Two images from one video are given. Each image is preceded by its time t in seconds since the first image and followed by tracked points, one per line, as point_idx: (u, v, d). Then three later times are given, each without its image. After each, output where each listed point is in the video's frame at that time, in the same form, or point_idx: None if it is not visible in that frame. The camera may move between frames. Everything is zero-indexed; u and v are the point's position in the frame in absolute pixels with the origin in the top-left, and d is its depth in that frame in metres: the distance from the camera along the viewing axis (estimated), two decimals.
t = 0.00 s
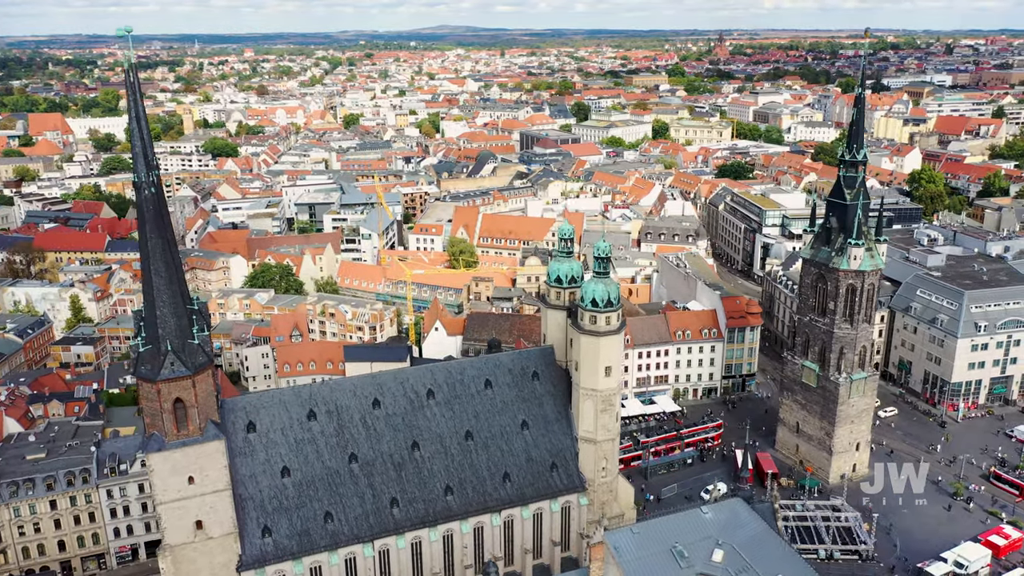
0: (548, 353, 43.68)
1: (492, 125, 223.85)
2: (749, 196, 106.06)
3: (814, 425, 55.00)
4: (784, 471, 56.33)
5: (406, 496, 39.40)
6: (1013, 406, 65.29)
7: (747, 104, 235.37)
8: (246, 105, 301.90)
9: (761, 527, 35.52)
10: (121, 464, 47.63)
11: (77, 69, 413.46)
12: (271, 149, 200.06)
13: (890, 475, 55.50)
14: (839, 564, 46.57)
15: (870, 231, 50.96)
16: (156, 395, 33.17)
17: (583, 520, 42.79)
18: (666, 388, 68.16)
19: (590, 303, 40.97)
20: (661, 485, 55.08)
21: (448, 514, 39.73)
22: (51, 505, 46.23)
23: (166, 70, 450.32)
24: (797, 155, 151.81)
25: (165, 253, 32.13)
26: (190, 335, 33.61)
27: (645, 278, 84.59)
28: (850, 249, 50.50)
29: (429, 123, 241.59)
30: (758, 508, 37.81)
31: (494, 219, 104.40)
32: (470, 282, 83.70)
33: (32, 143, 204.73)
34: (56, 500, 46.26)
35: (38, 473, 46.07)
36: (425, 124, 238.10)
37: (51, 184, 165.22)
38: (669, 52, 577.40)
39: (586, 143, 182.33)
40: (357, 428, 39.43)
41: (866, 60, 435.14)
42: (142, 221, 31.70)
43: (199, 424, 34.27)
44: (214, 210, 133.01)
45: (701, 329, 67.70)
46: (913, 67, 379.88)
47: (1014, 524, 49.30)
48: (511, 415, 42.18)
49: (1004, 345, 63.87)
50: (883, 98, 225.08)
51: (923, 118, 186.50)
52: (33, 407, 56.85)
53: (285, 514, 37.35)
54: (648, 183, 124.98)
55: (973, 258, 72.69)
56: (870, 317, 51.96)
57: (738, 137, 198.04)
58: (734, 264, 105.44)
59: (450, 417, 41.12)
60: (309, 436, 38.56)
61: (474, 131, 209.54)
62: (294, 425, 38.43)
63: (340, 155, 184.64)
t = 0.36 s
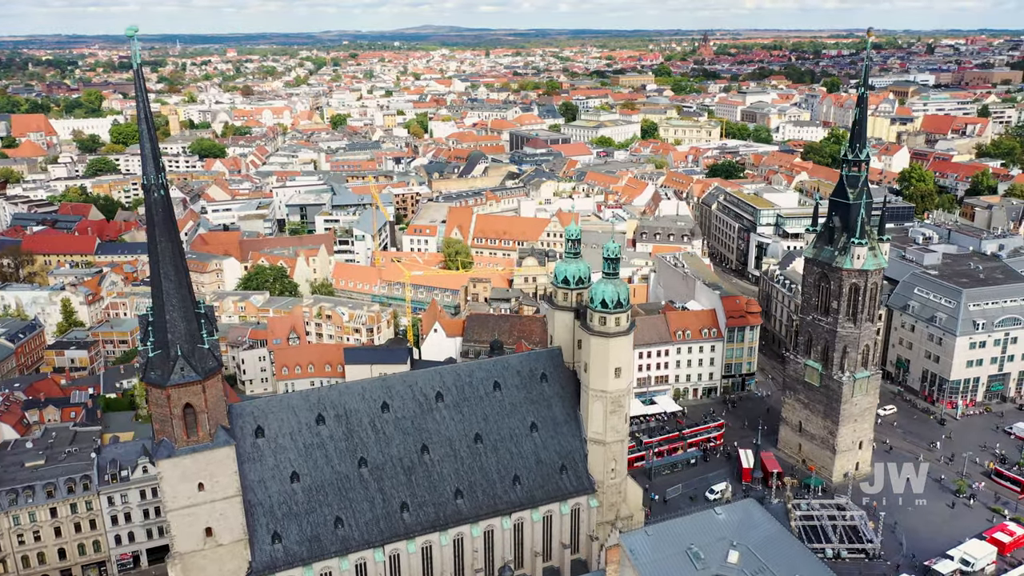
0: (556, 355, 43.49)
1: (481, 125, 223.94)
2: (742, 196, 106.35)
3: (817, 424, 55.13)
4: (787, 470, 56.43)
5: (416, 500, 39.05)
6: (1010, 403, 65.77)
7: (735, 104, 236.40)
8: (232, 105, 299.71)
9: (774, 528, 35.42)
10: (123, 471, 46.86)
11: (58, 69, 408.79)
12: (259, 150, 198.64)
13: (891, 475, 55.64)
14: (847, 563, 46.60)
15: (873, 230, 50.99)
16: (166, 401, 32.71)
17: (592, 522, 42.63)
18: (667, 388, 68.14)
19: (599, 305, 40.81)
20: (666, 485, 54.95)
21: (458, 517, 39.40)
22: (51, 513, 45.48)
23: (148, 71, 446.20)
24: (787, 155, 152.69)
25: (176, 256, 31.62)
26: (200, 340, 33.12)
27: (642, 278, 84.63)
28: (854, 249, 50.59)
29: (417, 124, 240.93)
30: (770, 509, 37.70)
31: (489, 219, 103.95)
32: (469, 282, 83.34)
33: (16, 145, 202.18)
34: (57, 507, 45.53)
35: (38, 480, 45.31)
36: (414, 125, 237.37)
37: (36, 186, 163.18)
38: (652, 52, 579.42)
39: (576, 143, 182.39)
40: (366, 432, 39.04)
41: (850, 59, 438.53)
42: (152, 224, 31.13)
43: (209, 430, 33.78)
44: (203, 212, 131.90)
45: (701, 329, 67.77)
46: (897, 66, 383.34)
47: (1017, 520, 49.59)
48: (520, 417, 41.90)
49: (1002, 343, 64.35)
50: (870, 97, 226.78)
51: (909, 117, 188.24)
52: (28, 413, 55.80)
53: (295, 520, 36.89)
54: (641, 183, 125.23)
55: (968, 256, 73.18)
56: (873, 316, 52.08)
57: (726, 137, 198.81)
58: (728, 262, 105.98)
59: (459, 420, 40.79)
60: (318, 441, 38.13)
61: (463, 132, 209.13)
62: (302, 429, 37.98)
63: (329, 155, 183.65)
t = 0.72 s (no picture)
0: (564, 356, 43.33)
1: (470, 126, 223.80)
2: (735, 195, 106.66)
3: (821, 423, 55.26)
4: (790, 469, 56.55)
5: (427, 504, 38.74)
6: (1007, 400, 66.26)
7: (722, 104, 237.43)
8: (217, 106, 297.39)
9: (788, 528, 35.38)
10: (124, 477, 46.13)
11: (37, 70, 403.91)
12: (246, 151, 197.23)
13: (892, 474, 55.71)
14: (854, 561, 46.54)
15: (876, 229, 51.11)
16: (177, 407, 32.20)
17: (602, 524, 42.48)
18: (667, 388, 68.13)
19: (609, 306, 40.64)
20: (670, 486, 54.84)
21: (469, 521, 39.11)
22: (52, 521, 44.80)
23: (129, 71, 441.74)
24: (777, 154, 153.67)
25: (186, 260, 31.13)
26: (211, 344, 32.68)
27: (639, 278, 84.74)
28: (857, 248, 50.72)
29: (405, 124, 240.13)
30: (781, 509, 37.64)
31: (483, 219, 103.44)
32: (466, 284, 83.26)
33: None
34: (58, 515, 44.84)
35: (38, 487, 44.63)
36: (402, 125, 236.49)
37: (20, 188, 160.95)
38: (637, 52, 581.09)
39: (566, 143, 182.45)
40: (376, 436, 38.69)
41: (834, 58, 441.86)
42: (161, 228, 30.59)
43: (220, 435, 33.31)
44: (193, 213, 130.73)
45: (701, 328, 67.82)
46: (880, 66, 386.89)
47: (1020, 517, 49.89)
48: (530, 419, 41.69)
49: (999, 341, 64.85)
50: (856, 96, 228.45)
51: (896, 116, 190.00)
52: (24, 418, 54.84)
53: (306, 526, 36.48)
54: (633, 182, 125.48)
55: (964, 254, 73.72)
56: (875, 315, 52.28)
57: (715, 136, 199.66)
58: (722, 262, 106.13)
59: (469, 422, 40.50)
60: (328, 446, 37.73)
61: (452, 132, 208.74)
62: (312, 434, 37.56)
63: (318, 156, 182.67)
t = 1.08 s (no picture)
0: (572, 358, 43.15)
1: (459, 126, 223.50)
2: (729, 195, 107.13)
3: (823, 421, 55.42)
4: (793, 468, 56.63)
5: (438, 508, 38.46)
6: (1004, 397, 66.76)
7: (710, 104, 238.56)
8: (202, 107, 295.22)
9: (802, 528, 35.35)
10: (127, 483, 45.54)
11: (17, 70, 399.05)
12: (234, 152, 195.89)
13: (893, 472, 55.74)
14: (861, 559, 46.60)
15: (878, 228, 51.39)
16: (189, 412, 31.69)
17: (612, 525, 42.30)
18: (667, 388, 68.12)
19: (619, 306, 40.52)
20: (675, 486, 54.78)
21: (480, 524, 38.87)
22: (54, 529, 44.14)
23: (111, 72, 437.80)
24: (766, 154, 154.65)
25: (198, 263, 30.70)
26: (223, 348, 32.27)
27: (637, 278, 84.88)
28: (859, 247, 50.95)
29: (394, 125, 239.59)
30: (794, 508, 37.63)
31: (478, 220, 103.09)
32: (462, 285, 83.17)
33: None
34: (59, 523, 44.19)
35: (39, 495, 43.96)
36: (390, 125, 235.79)
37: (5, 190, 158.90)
38: (622, 52, 583.03)
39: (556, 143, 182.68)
40: (386, 439, 38.36)
41: (817, 58, 445.31)
42: (172, 230, 30.17)
43: (232, 441, 32.84)
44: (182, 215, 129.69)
45: (700, 328, 67.90)
46: (863, 66, 390.45)
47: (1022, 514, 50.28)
48: (539, 421, 41.49)
49: (995, 339, 65.45)
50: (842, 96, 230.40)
51: (883, 116, 191.70)
52: (20, 424, 53.94)
53: (317, 531, 36.08)
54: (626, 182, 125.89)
55: (959, 252, 74.34)
56: (878, 314, 52.49)
57: (704, 136, 200.62)
58: (715, 262, 106.51)
59: (479, 425, 40.24)
60: (338, 449, 37.35)
61: (441, 132, 208.43)
62: (322, 438, 37.17)
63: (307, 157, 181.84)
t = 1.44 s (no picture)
0: (580, 359, 43.04)
1: (448, 126, 223.19)
2: (722, 195, 107.15)
3: (826, 420, 55.65)
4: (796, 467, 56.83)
5: (450, 511, 38.23)
6: (1000, 394, 67.32)
7: (698, 104, 239.32)
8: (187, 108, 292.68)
9: (817, 527, 35.37)
10: (130, 489, 44.94)
11: None
12: (222, 153, 194.21)
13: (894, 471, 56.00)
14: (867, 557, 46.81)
15: (880, 227, 51.64)
16: (202, 417, 31.27)
17: (622, 527, 42.17)
18: (667, 387, 68.16)
19: (629, 307, 40.43)
20: (679, 485, 54.87)
21: (492, 527, 38.66)
22: (56, 536, 43.53)
23: (92, 73, 433.32)
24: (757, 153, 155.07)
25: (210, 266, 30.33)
26: (235, 352, 31.90)
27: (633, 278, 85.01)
28: (862, 246, 51.15)
29: (382, 125, 238.58)
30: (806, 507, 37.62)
31: (473, 220, 102.76)
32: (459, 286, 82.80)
33: None
34: (62, 530, 43.57)
35: (41, 502, 43.33)
36: (378, 126, 234.73)
37: None
38: (607, 53, 584.12)
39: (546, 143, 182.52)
40: (397, 443, 38.06)
41: (802, 58, 448.20)
42: (184, 233, 29.79)
43: (245, 446, 32.41)
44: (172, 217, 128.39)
45: (700, 328, 67.99)
46: (847, 66, 393.30)
47: None
48: (549, 423, 41.33)
49: (992, 336, 65.95)
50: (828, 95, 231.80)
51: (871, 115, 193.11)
52: (17, 431, 53.02)
53: (329, 536, 35.73)
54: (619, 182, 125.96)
55: (954, 251, 74.82)
56: (880, 313, 52.72)
57: (693, 136, 201.18)
58: (710, 261, 106.59)
59: (489, 427, 40.02)
60: (349, 453, 37.04)
61: (430, 133, 207.72)
62: (332, 442, 36.83)
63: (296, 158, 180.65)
